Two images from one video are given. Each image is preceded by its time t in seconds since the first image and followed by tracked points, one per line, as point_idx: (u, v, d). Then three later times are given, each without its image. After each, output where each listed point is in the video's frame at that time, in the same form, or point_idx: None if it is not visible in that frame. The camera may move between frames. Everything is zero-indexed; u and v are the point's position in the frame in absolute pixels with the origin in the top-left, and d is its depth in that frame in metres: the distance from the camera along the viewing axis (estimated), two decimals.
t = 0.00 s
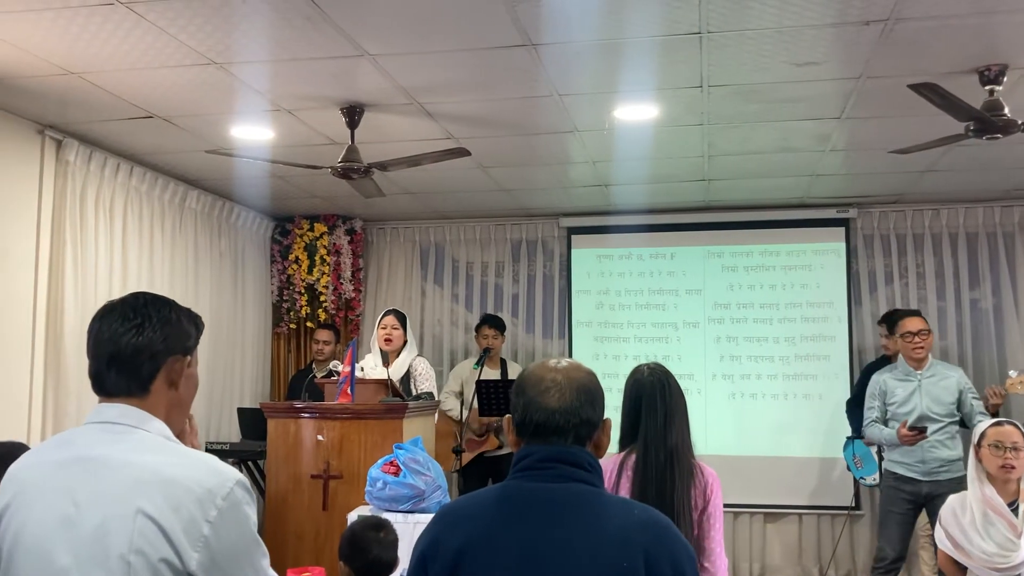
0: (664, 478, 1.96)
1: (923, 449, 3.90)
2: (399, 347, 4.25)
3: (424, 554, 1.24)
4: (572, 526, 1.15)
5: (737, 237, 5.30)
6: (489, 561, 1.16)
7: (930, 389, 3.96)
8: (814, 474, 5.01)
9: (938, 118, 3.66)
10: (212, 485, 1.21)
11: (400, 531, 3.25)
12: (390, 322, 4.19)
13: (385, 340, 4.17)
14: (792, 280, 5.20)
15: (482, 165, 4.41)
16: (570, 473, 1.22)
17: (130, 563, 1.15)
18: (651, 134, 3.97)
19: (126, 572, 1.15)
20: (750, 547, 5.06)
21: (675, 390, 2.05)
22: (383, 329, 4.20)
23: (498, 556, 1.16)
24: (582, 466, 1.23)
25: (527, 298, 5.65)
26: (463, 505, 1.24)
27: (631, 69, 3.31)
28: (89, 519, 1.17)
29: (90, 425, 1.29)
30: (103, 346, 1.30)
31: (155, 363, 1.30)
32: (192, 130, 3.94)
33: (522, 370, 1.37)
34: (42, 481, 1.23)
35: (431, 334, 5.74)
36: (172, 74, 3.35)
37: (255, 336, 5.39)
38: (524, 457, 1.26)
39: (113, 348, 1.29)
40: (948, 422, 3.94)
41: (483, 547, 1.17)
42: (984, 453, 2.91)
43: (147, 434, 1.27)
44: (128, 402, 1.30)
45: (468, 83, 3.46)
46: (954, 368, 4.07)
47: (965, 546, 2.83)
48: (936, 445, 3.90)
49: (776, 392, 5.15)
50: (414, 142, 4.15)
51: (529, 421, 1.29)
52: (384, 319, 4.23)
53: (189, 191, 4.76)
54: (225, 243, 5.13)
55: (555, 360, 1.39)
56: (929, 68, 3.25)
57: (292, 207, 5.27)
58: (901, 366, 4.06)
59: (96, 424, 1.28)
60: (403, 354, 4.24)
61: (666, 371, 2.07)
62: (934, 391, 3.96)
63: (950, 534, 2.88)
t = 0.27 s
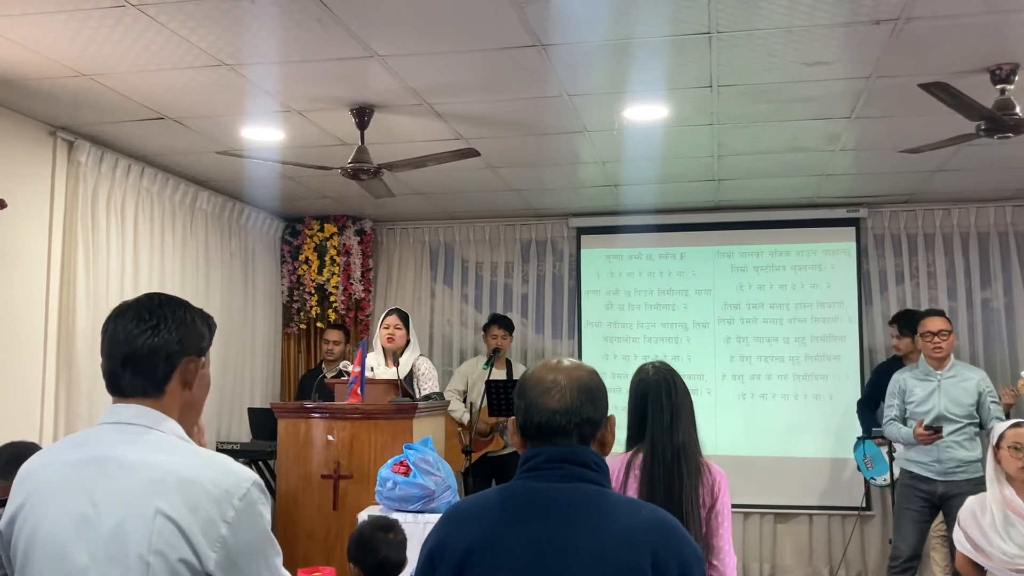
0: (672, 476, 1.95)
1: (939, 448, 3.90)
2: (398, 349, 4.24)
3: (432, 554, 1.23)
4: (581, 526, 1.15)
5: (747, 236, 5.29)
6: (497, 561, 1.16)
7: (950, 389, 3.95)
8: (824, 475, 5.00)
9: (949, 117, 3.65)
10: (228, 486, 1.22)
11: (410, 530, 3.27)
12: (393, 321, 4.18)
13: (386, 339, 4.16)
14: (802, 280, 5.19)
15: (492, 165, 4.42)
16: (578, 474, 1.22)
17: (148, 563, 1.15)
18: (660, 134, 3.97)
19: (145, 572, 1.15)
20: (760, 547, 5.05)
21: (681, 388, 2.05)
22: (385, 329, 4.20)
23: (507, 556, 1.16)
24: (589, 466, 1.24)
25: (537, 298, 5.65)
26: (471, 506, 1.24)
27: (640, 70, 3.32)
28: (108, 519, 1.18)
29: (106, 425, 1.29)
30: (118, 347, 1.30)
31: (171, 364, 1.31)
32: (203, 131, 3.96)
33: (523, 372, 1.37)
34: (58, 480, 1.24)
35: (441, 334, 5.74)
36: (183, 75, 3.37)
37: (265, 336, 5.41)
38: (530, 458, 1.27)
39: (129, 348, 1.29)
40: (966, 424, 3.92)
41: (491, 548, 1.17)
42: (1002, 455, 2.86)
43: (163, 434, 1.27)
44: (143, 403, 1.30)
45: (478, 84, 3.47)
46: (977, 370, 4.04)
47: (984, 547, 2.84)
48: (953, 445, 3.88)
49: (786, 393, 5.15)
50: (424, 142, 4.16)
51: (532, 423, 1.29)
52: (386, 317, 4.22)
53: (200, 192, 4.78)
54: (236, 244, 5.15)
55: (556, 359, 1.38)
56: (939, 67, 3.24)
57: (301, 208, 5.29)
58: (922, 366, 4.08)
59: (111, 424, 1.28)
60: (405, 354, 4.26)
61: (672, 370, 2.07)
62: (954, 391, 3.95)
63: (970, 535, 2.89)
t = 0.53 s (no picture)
0: (674, 476, 1.95)
1: (952, 449, 3.88)
2: (404, 347, 4.23)
3: (441, 553, 1.24)
4: (588, 527, 1.15)
5: (758, 236, 5.28)
6: (505, 561, 1.16)
7: (965, 390, 3.93)
8: (836, 475, 4.98)
9: (961, 116, 3.63)
10: (229, 487, 1.22)
11: (420, 530, 3.28)
12: (397, 320, 4.16)
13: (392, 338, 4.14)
14: (812, 280, 5.18)
15: (502, 166, 4.42)
16: (586, 474, 1.22)
17: (150, 562, 1.16)
18: (671, 134, 3.97)
19: (146, 572, 1.16)
20: (771, 548, 5.05)
21: (683, 388, 2.05)
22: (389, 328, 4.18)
23: (515, 556, 1.16)
24: (597, 466, 1.23)
25: (547, 299, 5.65)
26: (479, 506, 1.24)
27: (651, 70, 3.32)
28: (110, 518, 1.19)
29: (109, 425, 1.29)
30: (121, 347, 1.30)
31: (174, 364, 1.30)
32: (213, 132, 3.97)
33: (529, 373, 1.36)
34: (62, 481, 1.24)
35: (451, 335, 5.75)
36: (194, 76, 3.38)
37: (276, 336, 5.43)
38: (537, 459, 1.26)
39: (132, 349, 1.29)
40: (980, 425, 3.89)
41: (499, 547, 1.17)
42: None
43: (165, 434, 1.28)
44: (146, 403, 1.30)
45: (489, 84, 3.48)
46: (993, 372, 4.01)
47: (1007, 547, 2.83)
48: (966, 446, 3.87)
49: (796, 393, 5.13)
50: (434, 143, 4.17)
51: (540, 423, 1.29)
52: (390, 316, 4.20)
53: (211, 193, 4.80)
54: (247, 245, 5.17)
55: (562, 359, 1.38)
56: (952, 66, 3.23)
57: (312, 209, 5.31)
58: (937, 366, 4.05)
59: (114, 425, 1.29)
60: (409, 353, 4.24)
61: (673, 371, 2.08)
62: (969, 393, 3.92)
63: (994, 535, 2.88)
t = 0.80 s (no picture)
0: (676, 475, 1.95)
1: (963, 449, 3.87)
2: (409, 346, 4.25)
3: (450, 551, 1.25)
4: (597, 526, 1.15)
5: (769, 235, 5.26)
6: (513, 559, 1.17)
7: (976, 390, 3.91)
8: (847, 475, 4.97)
9: (973, 115, 3.61)
10: (229, 484, 1.23)
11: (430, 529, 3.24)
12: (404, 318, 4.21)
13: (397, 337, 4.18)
14: (823, 279, 5.16)
15: (512, 165, 4.43)
16: (596, 473, 1.22)
17: (150, 559, 1.17)
18: (681, 134, 3.97)
19: (147, 568, 1.17)
20: (781, 548, 5.04)
21: (682, 386, 2.04)
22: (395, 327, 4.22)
23: (523, 554, 1.17)
24: (606, 465, 1.23)
25: (556, 298, 5.65)
26: (488, 504, 1.25)
27: (660, 69, 3.31)
28: (110, 516, 1.20)
29: (111, 424, 1.30)
30: (122, 346, 1.31)
31: (174, 363, 1.31)
32: (224, 133, 3.99)
33: (540, 371, 1.36)
34: (64, 479, 1.26)
35: (461, 334, 5.76)
36: (205, 77, 3.40)
37: (287, 336, 5.46)
38: (548, 457, 1.27)
39: (132, 348, 1.31)
40: (992, 425, 3.87)
41: (507, 546, 1.18)
42: None
43: (164, 432, 1.28)
44: (146, 402, 1.31)
45: (499, 84, 3.48)
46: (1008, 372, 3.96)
47: None
48: (977, 446, 3.85)
49: (806, 393, 5.12)
50: (444, 143, 4.18)
51: (551, 422, 1.29)
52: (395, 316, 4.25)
53: (222, 193, 4.82)
54: (258, 244, 5.19)
55: (572, 359, 1.38)
56: (963, 64, 3.21)
57: (323, 209, 5.34)
58: (950, 365, 4.05)
59: (115, 423, 1.30)
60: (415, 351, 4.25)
61: (672, 369, 2.07)
62: (981, 392, 3.91)
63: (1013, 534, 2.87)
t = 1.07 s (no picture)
0: (678, 475, 1.95)
1: (974, 448, 3.85)
2: (415, 347, 4.27)
3: (461, 549, 1.25)
4: (605, 524, 1.15)
5: (781, 233, 5.25)
6: (523, 556, 1.17)
7: (988, 390, 3.88)
8: (858, 475, 4.95)
9: (986, 113, 3.60)
10: (239, 481, 1.24)
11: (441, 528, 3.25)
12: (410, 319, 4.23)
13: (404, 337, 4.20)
14: (835, 278, 5.15)
15: (522, 164, 4.43)
16: (605, 471, 1.22)
17: (162, 556, 1.18)
18: (693, 132, 3.96)
19: (159, 565, 1.18)
20: (792, 547, 5.04)
21: (685, 387, 2.03)
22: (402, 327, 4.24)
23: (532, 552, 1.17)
24: (616, 464, 1.24)
25: (567, 297, 5.65)
26: (498, 503, 1.25)
27: (672, 68, 3.31)
28: (122, 513, 1.21)
29: (121, 422, 1.31)
30: (132, 346, 1.32)
31: (183, 362, 1.32)
32: (236, 132, 4.01)
33: (546, 372, 1.37)
34: (75, 477, 1.26)
35: (471, 333, 5.77)
36: (217, 77, 3.41)
37: (298, 334, 5.48)
38: (556, 457, 1.27)
39: (142, 347, 1.31)
40: (1004, 425, 3.83)
41: (517, 544, 1.18)
42: None
43: (174, 430, 1.29)
44: (156, 400, 1.32)
45: (510, 83, 3.48)
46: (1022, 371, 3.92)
47: None
48: (988, 446, 3.82)
49: (817, 392, 5.11)
50: (455, 142, 4.18)
51: (555, 422, 1.29)
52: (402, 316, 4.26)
53: (234, 192, 4.84)
54: (269, 243, 5.21)
55: (579, 358, 1.38)
56: (976, 62, 3.20)
57: (334, 208, 5.35)
58: (961, 365, 4.04)
59: (126, 422, 1.31)
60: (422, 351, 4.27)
61: (675, 369, 2.05)
62: (992, 392, 3.87)
63: None
